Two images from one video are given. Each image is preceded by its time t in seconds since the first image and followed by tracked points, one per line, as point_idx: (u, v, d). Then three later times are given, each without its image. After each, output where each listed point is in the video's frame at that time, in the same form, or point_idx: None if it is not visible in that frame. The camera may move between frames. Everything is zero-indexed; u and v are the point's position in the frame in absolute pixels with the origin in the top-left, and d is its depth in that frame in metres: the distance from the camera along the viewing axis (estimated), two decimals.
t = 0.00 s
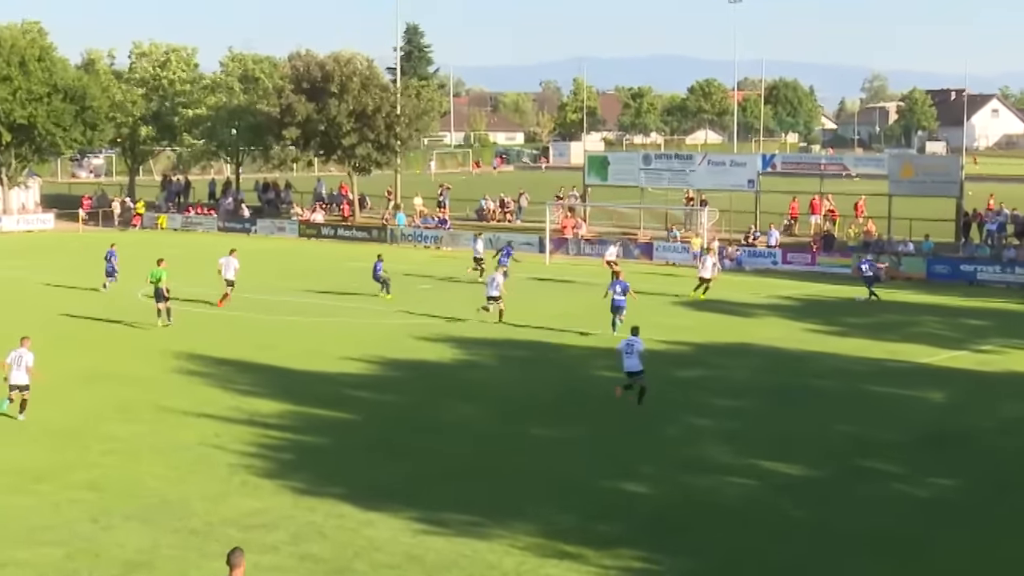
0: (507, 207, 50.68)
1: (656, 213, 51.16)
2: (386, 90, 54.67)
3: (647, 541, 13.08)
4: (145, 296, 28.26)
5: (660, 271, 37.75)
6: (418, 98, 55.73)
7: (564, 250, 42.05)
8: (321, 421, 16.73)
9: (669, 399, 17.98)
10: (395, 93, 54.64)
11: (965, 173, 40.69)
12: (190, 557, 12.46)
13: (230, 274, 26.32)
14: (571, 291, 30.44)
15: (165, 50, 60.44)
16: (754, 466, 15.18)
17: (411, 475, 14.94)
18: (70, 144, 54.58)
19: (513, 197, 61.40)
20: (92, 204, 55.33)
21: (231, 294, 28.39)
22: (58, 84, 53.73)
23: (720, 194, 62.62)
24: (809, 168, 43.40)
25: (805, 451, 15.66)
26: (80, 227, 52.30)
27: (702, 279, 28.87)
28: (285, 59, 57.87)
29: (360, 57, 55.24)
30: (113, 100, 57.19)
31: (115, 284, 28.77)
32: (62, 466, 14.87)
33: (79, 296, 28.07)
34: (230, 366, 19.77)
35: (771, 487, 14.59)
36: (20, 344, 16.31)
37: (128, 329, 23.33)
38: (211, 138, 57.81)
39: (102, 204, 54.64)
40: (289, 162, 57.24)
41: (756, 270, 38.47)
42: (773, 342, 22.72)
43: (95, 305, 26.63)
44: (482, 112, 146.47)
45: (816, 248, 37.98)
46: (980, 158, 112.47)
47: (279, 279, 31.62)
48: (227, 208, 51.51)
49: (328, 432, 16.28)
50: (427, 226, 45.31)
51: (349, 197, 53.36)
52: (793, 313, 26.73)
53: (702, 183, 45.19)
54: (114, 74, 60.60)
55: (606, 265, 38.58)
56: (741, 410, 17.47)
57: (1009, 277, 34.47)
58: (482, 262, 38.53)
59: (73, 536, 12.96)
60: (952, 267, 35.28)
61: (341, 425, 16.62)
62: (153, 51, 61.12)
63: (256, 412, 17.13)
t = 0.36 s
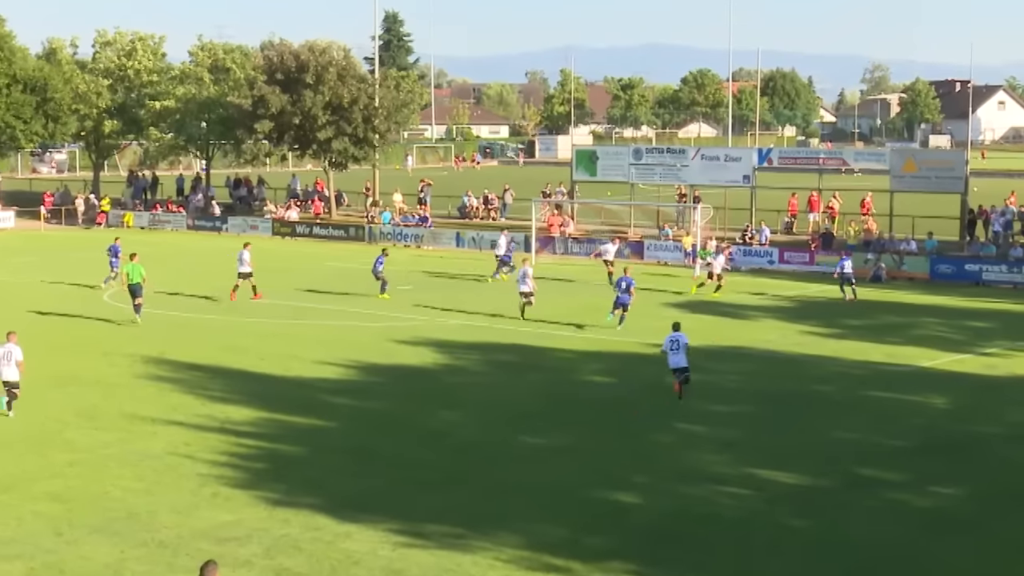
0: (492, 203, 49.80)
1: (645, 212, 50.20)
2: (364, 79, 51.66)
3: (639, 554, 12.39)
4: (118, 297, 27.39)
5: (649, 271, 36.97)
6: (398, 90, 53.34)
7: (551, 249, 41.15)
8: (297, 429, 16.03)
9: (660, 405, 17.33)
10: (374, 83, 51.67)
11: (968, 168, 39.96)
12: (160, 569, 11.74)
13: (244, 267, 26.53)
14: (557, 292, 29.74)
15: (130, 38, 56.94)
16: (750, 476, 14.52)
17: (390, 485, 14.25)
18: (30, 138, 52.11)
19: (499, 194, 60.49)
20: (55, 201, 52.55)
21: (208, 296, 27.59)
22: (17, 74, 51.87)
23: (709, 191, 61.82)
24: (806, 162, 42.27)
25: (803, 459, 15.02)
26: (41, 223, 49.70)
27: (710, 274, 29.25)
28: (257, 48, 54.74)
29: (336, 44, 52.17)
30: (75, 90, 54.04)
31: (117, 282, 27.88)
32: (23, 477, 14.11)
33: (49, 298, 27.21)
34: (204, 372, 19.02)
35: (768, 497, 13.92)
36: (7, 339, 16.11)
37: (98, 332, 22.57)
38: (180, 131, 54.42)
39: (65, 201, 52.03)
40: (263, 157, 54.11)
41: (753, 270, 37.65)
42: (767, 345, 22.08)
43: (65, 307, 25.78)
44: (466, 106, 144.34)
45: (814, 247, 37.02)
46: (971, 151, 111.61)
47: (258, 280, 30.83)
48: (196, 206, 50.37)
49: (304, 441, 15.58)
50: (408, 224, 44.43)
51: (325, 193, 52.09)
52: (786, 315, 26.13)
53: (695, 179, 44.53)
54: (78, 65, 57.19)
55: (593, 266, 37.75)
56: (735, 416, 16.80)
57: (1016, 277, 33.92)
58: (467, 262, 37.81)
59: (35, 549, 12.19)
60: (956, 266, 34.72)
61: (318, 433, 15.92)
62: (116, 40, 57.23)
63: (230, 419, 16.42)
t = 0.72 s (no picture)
0: (483, 203, 49.68)
1: (637, 212, 49.94)
2: (353, 77, 51.41)
3: (631, 557, 12.26)
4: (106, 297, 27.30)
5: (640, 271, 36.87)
6: (387, 89, 52.85)
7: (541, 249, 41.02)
8: (287, 432, 15.89)
9: (650, 406, 17.20)
10: (363, 81, 51.45)
11: (962, 168, 39.91)
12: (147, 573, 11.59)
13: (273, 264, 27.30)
14: (547, 291, 29.68)
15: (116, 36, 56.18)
16: (742, 478, 14.40)
17: (379, 488, 14.11)
18: (15, 138, 52.26)
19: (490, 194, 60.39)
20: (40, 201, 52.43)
21: (196, 297, 27.43)
22: None
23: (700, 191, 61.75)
24: (798, 163, 42.47)
25: (796, 461, 14.90)
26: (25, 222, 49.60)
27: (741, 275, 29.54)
28: (245, 46, 54.38)
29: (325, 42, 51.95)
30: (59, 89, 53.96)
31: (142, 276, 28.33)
32: (7, 480, 13.95)
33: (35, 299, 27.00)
34: (191, 374, 18.87)
35: (761, 499, 13.80)
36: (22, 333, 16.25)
37: (84, 333, 22.39)
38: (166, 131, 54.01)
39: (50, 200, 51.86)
40: (250, 157, 53.75)
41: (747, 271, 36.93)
42: (759, 345, 21.99)
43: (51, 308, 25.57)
44: (456, 105, 144.02)
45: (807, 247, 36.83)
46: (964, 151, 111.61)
47: (246, 280, 30.67)
48: (186, 205, 50.20)
49: (292, 443, 15.44)
50: (397, 224, 44.30)
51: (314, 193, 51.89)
52: (777, 315, 26.05)
53: (687, 179, 44.17)
54: (63, 62, 57.05)
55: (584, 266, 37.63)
56: (728, 417, 16.67)
57: (1010, 277, 33.88)
58: (457, 262, 37.68)
59: (20, 553, 12.04)
60: (950, 266, 34.55)
61: (307, 435, 15.79)
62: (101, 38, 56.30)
63: (217, 421, 16.28)
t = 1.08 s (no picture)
0: (499, 204, 49.40)
1: (658, 212, 48.96)
2: (366, 74, 51.14)
3: (650, 565, 11.96)
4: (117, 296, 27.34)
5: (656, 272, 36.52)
6: (401, 85, 52.45)
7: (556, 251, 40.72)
8: (299, 436, 15.61)
9: (670, 411, 16.90)
10: (375, 78, 51.15)
11: (991, 166, 39.40)
12: None
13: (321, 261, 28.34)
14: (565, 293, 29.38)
15: (126, 32, 55.86)
16: (765, 485, 14.06)
17: (394, 493, 13.83)
18: (21, 135, 52.41)
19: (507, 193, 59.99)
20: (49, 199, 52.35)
21: (208, 298, 27.17)
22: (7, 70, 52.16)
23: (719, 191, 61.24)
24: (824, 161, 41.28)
25: (820, 467, 14.56)
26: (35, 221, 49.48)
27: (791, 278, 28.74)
28: (255, 42, 53.98)
29: (336, 38, 51.79)
30: (67, 85, 53.93)
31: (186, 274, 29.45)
32: (15, 484, 13.71)
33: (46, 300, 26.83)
34: (203, 376, 18.64)
35: (785, 506, 13.48)
36: (53, 325, 16.55)
37: (94, 335, 22.16)
38: (176, 129, 53.76)
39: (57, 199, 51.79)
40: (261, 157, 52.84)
41: (769, 272, 35.97)
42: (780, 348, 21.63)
43: (62, 309, 25.36)
44: (472, 103, 143.72)
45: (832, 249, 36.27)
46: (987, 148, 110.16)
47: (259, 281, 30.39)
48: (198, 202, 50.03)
49: (305, 447, 15.15)
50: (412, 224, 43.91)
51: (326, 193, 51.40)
52: (800, 318, 25.64)
53: (708, 178, 43.35)
54: (71, 59, 57.00)
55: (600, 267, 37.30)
56: (749, 421, 16.37)
57: None
58: (473, 263, 37.31)
59: (28, 558, 11.80)
60: (979, 268, 34.10)
61: (320, 440, 15.49)
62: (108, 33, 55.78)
63: (228, 425, 16.01)
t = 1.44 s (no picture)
0: (537, 200, 48.37)
1: (707, 212, 46.33)
2: (398, 63, 49.51)
3: None
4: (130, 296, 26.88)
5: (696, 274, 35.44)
6: (434, 75, 50.46)
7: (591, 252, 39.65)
8: (325, 448, 14.74)
9: (718, 422, 15.98)
10: (407, 66, 49.54)
11: None
12: None
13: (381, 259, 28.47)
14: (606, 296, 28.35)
15: (143, 17, 54.44)
16: (822, 502, 13.14)
17: (426, 509, 12.95)
18: (31, 127, 50.96)
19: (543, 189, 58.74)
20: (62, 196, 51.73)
21: (231, 300, 26.35)
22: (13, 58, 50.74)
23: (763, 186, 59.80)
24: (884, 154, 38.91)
25: (880, 483, 13.62)
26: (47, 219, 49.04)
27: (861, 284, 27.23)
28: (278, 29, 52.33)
29: (365, 24, 50.22)
30: (77, 73, 52.40)
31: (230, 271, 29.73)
32: (22, 496, 12.96)
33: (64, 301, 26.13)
34: (224, 383, 17.85)
35: (843, 525, 12.55)
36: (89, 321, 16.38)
37: (110, 339, 21.40)
38: (196, 120, 52.40)
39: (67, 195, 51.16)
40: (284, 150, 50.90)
41: (825, 273, 34.73)
42: (830, 356, 20.58)
43: (78, 311, 24.61)
44: (508, 93, 142.15)
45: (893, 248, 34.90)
46: None
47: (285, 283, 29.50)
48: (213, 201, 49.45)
49: (332, 460, 14.30)
50: (444, 222, 42.82)
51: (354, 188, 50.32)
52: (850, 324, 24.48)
53: (761, 173, 40.69)
54: (85, 47, 55.64)
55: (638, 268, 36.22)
56: (802, 434, 15.43)
57: None
58: (506, 264, 36.26)
59: None
60: None
61: (348, 452, 14.62)
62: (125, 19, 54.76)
63: (249, 435, 15.18)
